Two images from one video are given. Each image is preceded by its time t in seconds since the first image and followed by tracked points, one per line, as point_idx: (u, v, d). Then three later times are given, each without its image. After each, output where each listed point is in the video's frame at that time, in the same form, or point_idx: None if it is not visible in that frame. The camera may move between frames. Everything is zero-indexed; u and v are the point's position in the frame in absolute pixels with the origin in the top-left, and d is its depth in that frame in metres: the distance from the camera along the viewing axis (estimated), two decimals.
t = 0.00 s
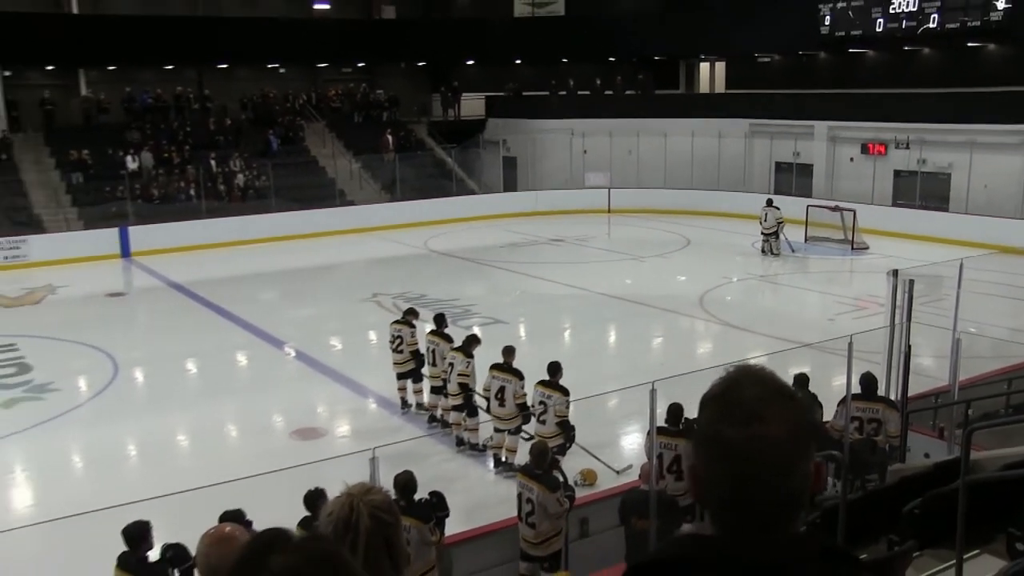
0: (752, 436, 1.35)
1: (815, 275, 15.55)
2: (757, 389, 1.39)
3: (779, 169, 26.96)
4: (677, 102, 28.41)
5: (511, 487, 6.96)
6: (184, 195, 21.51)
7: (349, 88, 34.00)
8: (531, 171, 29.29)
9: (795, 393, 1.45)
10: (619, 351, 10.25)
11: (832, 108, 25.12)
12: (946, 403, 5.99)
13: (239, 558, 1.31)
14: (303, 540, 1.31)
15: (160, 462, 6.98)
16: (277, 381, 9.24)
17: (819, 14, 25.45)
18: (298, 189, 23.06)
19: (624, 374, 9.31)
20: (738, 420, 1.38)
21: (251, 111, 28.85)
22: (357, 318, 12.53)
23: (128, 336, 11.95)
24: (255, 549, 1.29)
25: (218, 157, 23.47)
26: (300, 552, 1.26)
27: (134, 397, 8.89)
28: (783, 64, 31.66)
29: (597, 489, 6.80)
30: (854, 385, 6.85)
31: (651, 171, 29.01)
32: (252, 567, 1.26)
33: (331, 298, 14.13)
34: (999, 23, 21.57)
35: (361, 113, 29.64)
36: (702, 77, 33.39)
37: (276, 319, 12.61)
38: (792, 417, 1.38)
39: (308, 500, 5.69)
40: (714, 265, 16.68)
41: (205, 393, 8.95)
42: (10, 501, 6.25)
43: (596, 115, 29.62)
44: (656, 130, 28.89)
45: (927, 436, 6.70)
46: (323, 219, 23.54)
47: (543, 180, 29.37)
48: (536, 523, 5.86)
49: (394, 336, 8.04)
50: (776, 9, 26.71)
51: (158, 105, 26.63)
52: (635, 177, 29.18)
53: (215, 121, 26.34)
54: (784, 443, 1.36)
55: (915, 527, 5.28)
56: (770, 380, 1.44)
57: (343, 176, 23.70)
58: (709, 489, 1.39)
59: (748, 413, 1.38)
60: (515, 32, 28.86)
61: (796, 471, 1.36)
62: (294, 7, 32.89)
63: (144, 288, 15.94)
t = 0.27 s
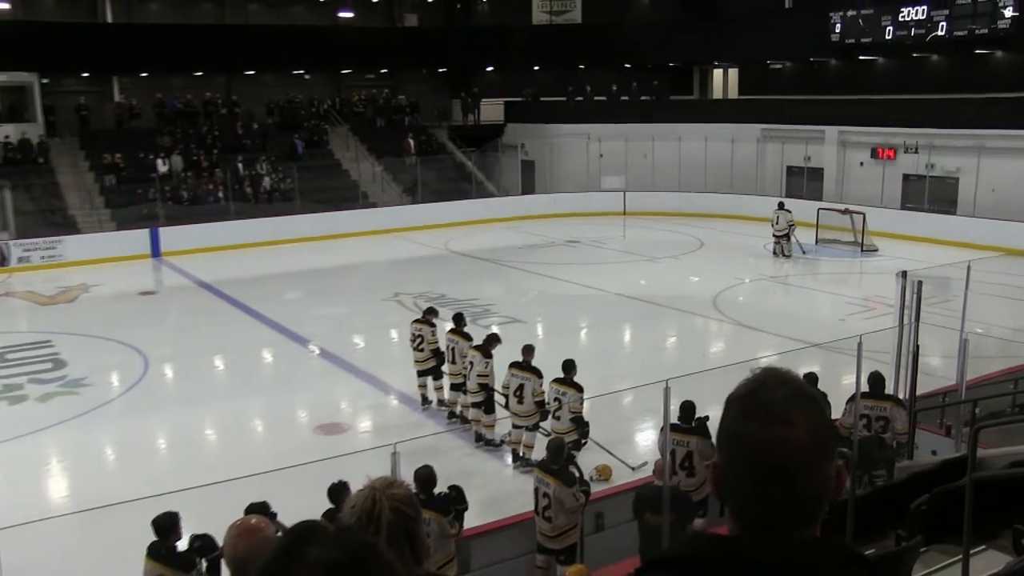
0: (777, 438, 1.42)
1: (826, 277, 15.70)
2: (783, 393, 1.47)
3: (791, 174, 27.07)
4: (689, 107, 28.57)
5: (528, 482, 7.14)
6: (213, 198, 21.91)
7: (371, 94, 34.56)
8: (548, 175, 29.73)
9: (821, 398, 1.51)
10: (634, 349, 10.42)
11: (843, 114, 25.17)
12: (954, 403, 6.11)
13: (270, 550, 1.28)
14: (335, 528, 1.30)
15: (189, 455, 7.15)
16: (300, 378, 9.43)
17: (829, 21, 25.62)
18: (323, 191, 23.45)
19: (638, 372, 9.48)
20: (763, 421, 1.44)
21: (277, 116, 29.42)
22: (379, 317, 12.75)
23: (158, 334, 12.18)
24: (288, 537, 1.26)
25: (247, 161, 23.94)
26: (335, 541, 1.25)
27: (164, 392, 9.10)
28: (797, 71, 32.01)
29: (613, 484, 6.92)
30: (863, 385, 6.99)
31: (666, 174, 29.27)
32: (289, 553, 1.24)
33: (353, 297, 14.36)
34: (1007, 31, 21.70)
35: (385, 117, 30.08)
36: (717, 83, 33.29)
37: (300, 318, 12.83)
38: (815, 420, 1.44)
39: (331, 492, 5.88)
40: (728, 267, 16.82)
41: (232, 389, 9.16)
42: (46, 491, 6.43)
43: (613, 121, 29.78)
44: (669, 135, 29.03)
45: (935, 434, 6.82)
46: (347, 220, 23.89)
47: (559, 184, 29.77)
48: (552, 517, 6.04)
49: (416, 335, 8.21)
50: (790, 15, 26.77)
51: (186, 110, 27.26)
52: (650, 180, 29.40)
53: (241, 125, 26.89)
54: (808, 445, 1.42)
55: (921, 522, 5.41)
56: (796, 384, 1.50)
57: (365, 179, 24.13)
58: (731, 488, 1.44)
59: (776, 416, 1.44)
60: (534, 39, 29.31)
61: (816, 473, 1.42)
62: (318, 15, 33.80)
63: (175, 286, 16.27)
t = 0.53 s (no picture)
0: (786, 440, 1.49)
1: (835, 278, 15.85)
2: (794, 398, 1.53)
3: (801, 177, 27.21)
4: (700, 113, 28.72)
5: (545, 476, 7.33)
6: (240, 199, 22.60)
7: (392, 99, 35.33)
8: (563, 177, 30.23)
9: (833, 400, 1.57)
10: (648, 348, 10.60)
11: (851, 118, 25.22)
12: (959, 401, 6.26)
13: (297, 538, 1.40)
14: (362, 519, 1.42)
15: (216, 448, 7.36)
16: (323, 374, 9.64)
17: (838, 29, 25.80)
18: (344, 194, 24.00)
19: (652, 370, 9.65)
20: (773, 424, 1.52)
21: (302, 120, 30.16)
22: (399, 315, 13.00)
23: (186, 331, 12.41)
24: (314, 529, 1.38)
25: (274, 166, 24.58)
26: (363, 532, 1.36)
27: (191, 387, 9.34)
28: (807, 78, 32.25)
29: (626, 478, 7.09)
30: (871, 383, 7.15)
31: (679, 177, 29.59)
32: (314, 543, 1.35)
33: (374, 296, 14.58)
34: (1013, 38, 21.56)
35: (406, 122, 30.72)
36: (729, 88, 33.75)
37: (322, 315, 13.08)
38: (825, 426, 1.51)
39: (353, 485, 6.01)
40: (740, 268, 16.97)
41: (257, 384, 9.39)
42: (79, 481, 6.66)
43: (630, 126, 30.02)
44: (683, 139, 29.25)
45: (940, 431, 6.96)
46: (369, 220, 24.46)
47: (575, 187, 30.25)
48: (567, 511, 6.22)
49: (435, 333, 8.43)
50: (801, 23, 27.05)
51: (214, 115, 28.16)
52: (663, 183, 29.69)
53: (267, 129, 27.64)
54: (816, 450, 1.49)
55: (927, 518, 5.57)
56: (809, 387, 1.57)
57: (387, 182, 24.70)
58: (743, 484, 1.53)
59: (787, 418, 1.51)
60: (551, 45, 29.89)
61: (824, 477, 1.49)
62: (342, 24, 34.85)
63: (203, 285, 16.64)
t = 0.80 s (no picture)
0: (792, 442, 1.56)
1: (842, 279, 16.02)
2: (801, 400, 1.60)
3: (808, 181, 27.35)
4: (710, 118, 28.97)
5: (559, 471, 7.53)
6: (263, 201, 23.17)
7: (411, 104, 36.12)
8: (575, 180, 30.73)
9: (840, 402, 1.64)
10: (659, 346, 10.78)
11: (857, 122, 25.36)
12: (962, 400, 6.41)
13: (310, 529, 1.44)
14: (373, 514, 1.45)
15: (240, 442, 7.57)
16: (342, 371, 9.85)
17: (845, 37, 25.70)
18: (364, 196, 24.55)
19: (664, 368, 9.84)
20: (780, 425, 1.58)
21: (324, 125, 30.90)
22: (414, 313, 13.19)
23: (210, 328, 12.66)
24: (328, 521, 1.42)
25: (297, 169, 25.13)
26: (372, 526, 1.40)
27: (215, 382, 9.57)
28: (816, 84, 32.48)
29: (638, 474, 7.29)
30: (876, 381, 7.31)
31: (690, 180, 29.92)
32: (325, 537, 1.39)
33: (393, 296, 14.77)
34: (1015, 46, 21.93)
35: (425, 126, 31.33)
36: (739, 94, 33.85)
37: (342, 313, 13.32)
38: (830, 429, 1.57)
39: (374, 479, 6.10)
40: (749, 269, 17.12)
41: (280, 380, 9.61)
42: (109, 472, 6.88)
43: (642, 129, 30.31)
44: (694, 143, 29.47)
45: (943, 429, 7.12)
46: (389, 222, 24.93)
47: (588, 190, 30.76)
48: (580, 505, 6.42)
49: (452, 331, 8.62)
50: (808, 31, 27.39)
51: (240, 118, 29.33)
52: (674, 186, 30.00)
53: (290, 133, 28.34)
54: (821, 451, 1.55)
55: (930, 512, 5.71)
56: (816, 389, 1.63)
57: (405, 185, 25.22)
58: (749, 480, 1.61)
59: (793, 420, 1.58)
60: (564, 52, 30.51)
61: (828, 475, 1.56)
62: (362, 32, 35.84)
63: (228, 283, 16.96)
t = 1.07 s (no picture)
0: (790, 433, 1.47)
1: (847, 279, 16.16)
2: (800, 390, 1.51)
3: (814, 184, 27.43)
4: (718, 122, 29.03)
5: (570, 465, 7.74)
6: (284, 203, 23.48)
7: (428, 109, 36.59)
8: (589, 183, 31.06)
9: (841, 392, 1.54)
10: (668, 345, 10.96)
11: (864, 126, 25.32)
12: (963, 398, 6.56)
13: (311, 522, 1.44)
14: (373, 508, 1.45)
15: (262, 436, 7.79)
16: (361, 368, 10.06)
17: (851, 44, 26.03)
18: (384, 197, 24.97)
19: (673, 366, 10.02)
20: (778, 417, 1.49)
21: (343, 129, 31.33)
22: (429, 312, 13.35)
23: (233, 325, 12.91)
24: (328, 517, 1.43)
25: (317, 172, 25.49)
26: (371, 521, 1.40)
27: (238, 378, 9.79)
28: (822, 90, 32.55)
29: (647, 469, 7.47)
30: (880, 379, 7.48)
31: (700, 183, 30.11)
32: (323, 531, 1.40)
33: (410, 295, 14.96)
34: (1016, 55, 22.03)
35: (441, 130, 31.74)
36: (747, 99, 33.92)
37: (360, 312, 13.54)
38: (832, 419, 1.48)
39: (391, 472, 6.24)
40: (759, 270, 17.27)
41: (300, 376, 9.82)
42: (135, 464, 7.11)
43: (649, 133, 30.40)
44: (703, 147, 29.59)
45: (945, 427, 7.29)
46: (407, 223, 25.28)
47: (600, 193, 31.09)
48: (591, 498, 6.59)
49: (468, 329, 8.83)
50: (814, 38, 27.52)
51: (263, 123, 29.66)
52: (684, 189, 30.16)
53: (311, 137, 28.76)
54: (820, 442, 1.47)
55: (933, 508, 5.85)
56: (815, 379, 1.54)
57: (423, 187, 25.59)
58: (748, 475, 1.52)
59: (789, 412, 1.49)
60: (578, 58, 30.90)
61: (828, 468, 1.47)
62: (381, 39, 36.60)
63: (252, 282, 17.23)
